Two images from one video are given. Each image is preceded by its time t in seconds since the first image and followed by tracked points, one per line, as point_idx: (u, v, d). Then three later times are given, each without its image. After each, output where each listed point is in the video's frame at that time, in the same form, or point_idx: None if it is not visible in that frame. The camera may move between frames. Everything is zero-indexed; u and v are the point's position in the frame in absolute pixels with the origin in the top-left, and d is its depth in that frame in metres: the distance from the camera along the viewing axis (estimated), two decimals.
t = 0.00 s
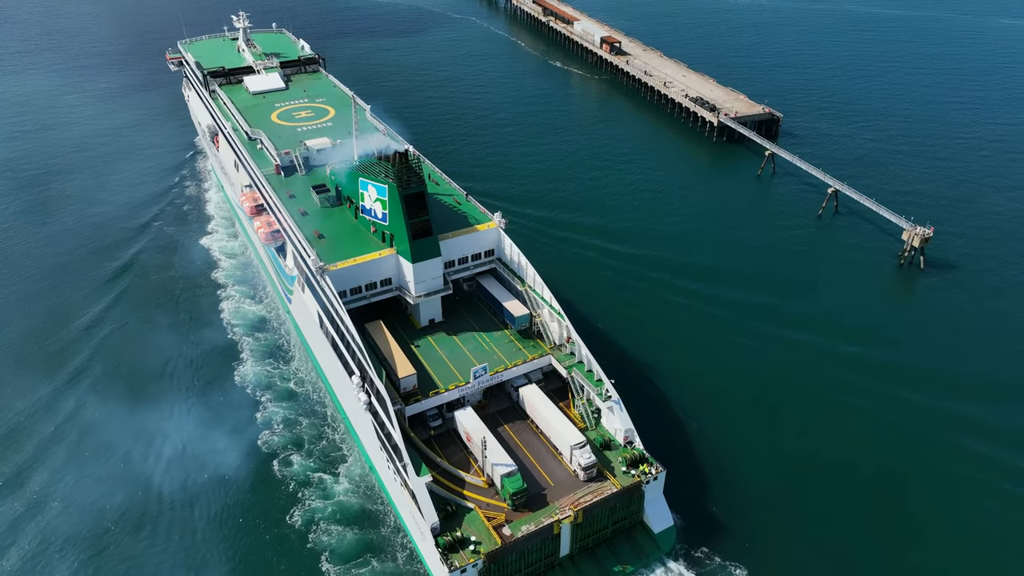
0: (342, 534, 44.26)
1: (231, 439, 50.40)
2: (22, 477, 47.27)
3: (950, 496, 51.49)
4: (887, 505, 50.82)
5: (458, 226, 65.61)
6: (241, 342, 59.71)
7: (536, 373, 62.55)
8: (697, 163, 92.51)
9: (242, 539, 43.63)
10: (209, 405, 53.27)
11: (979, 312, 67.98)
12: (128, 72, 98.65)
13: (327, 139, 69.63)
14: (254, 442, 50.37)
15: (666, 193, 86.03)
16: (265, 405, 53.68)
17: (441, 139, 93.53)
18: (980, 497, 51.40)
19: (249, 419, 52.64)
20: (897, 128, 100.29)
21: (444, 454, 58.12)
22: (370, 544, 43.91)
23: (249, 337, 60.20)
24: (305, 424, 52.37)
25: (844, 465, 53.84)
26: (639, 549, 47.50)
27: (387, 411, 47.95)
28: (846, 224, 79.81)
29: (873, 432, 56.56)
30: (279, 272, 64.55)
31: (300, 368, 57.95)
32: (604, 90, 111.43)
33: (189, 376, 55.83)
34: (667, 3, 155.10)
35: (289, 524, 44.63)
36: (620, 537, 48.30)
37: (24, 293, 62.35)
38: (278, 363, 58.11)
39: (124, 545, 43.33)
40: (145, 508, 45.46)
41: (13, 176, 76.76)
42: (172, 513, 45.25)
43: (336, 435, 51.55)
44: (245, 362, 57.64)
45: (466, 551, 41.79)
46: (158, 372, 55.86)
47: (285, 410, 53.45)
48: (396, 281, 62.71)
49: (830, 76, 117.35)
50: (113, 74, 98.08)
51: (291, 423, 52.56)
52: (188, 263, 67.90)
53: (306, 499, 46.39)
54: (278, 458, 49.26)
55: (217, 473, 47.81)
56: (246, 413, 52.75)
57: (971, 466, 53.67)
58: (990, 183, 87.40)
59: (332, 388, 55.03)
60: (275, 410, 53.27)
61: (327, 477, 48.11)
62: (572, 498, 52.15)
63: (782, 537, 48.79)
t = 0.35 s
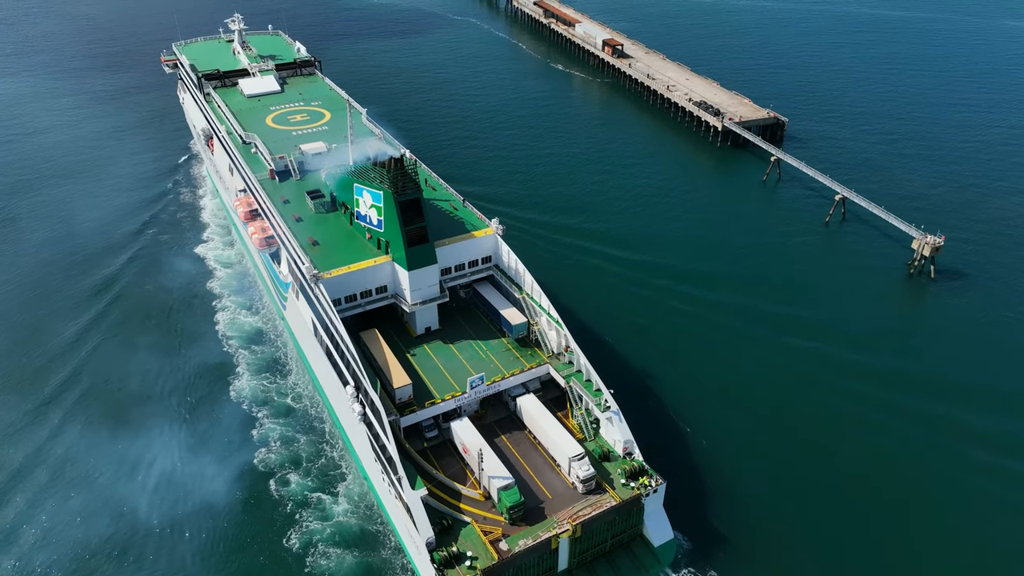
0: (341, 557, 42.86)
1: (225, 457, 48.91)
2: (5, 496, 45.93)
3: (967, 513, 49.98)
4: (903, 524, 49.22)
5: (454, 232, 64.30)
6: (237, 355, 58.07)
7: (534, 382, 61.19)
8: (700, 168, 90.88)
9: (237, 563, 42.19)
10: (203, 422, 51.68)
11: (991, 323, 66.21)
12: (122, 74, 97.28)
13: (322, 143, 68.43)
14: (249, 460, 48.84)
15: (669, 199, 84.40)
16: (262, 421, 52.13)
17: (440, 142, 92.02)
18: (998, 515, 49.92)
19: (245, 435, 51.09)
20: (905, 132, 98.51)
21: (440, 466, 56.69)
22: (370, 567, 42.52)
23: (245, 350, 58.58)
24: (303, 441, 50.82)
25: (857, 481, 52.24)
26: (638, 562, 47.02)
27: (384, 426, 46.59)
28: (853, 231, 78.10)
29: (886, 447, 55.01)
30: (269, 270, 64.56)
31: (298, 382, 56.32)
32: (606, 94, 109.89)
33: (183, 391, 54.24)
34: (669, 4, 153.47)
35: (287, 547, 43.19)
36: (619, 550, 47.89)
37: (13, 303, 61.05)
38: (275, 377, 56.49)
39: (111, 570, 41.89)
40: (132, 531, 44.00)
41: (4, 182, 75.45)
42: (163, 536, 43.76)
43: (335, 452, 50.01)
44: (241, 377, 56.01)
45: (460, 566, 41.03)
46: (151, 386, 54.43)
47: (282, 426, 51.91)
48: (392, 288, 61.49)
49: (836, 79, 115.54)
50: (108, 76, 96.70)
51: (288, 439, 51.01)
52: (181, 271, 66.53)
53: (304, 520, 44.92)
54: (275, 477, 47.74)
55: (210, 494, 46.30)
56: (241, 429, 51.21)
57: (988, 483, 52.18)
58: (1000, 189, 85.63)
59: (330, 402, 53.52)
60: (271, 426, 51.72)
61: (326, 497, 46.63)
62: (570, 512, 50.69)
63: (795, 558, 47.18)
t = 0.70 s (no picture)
0: None
1: (220, 475, 47.45)
2: None
3: (982, 529, 48.81)
4: (917, 541, 47.91)
5: (451, 239, 63.10)
6: (233, 368, 56.52)
7: (532, 391, 59.92)
8: (704, 172, 89.33)
9: None
10: (197, 438, 50.17)
11: (1003, 333, 64.66)
12: (117, 74, 96.07)
13: (318, 147, 67.34)
14: (246, 478, 47.38)
15: (673, 204, 82.89)
16: (259, 437, 50.64)
17: (440, 146, 90.64)
18: (1016, 532, 48.61)
19: (241, 452, 49.58)
20: (912, 136, 96.83)
21: (435, 477, 55.35)
22: None
23: (241, 362, 57.02)
24: (301, 457, 49.35)
25: (870, 497, 50.85)
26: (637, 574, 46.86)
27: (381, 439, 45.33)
28: (861, 239, 76.36)
29: (897, 461, 53.73)
30: (267, 283, 62.54)
31: (296, 395, 54.76)
32: (608, 97, 108.47)
33: (177, 406, 52.71)
34: (672, 5, 151.97)
35: (285, 570, 41.85)
36: (619, 561, 47.77)
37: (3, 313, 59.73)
38: (272, 391, 54.94)
39: None
40: (121, 553, 42.55)
41: None
42: (154, 559, 42.31)
43: (334, 469, 48.59)
44: (237, 391, 54.46)
45: None
46: (144, 400, 52.99)
47: (280, 441, 50.42)
48: (387, 295, 60.28)
49: (841, 81, 113.91)
50: (103, 77, 95.31)
51: (286, 456, 49.52)
52: (176, 279, 65.21)
53: (303, 541, 43.53)
54: (272, 496, 46.28)
55: (203, 514, 44.83)
56: (237, 446, 49.72)
57: (1005, 498, 50.89)
58: (1009, 194, 83.97)
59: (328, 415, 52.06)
60: (268, 442, 50.25)
61: (326, 517, 45.23)
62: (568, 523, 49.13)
63: None
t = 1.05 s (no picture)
0: None
1: (214, 497, 45.72)
2: None
3: (1006, 549, 47.08)
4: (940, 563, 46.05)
5: (448, 245, 61.82)
6: (229, 383, 54.78)
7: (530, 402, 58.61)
8: (708, 178, 87.66)
9: None
10: (191, 457, 48.45)
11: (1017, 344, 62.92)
12: (111, 76, 94.78)
13: (313, 152, 66.15)
14: (242, 500, 45.65)
15: (677, 210, 81.27)
16: (255, 455, 48.89)
17: (439, 151, 89.17)
18: None
19: (236, 471, 47.84)
20: (920, 141, 95.02)
21: (431, 489, 54.06)
22: None
23: (237, 376, 55.27)
24: (299, 476, 47.62)
25: (887, 514, 49.11)
26: None
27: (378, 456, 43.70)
28: (869, 248, 74.55)
29: (914, 475, 52.02)
30: (259, 282, 62.04)
31: (293, 411, 53.02)
32: (610, 100, 106.96)
33: (170, 422, 50.98)
34: (674, 7, 150.33)
35: None
36: None
37: None
38: (269, 407, 53.17)
39: None
40: None
41: None
42: None
43: (332, 488, 46.89)
44: (233, 406, 52.72)
45: None
46: (136, 416, 51.26)
47: (277, 459, 48.67)
48: (383, 303, 59.08)
49: (847, 85, 112.15)
50: (98, 79, 93.84)
51: (283, 475, 47.80)
52: (169, 287, 63.69)
53: (301, 566, 41.83)
54: (268, 518, 44.55)
55: (196, 539, 43.08)
56: (233, 465, 47.98)
57: None
58: (1019, 200, 82.26)
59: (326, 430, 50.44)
60: (265, 460, 48.52)
61: (325, 539, 43.55)
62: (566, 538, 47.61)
63: None
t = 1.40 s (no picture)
0: None
1: (209, 517, 44.48)
2: None
3: None
4: None
5: (444, 252, 60.70)
6: (225, 397, 53.51)
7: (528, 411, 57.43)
8: (712, 182, 86.19)
9: None
10: (186, 474, 47.25)
11: None
12: (106, 78, 93.82)
13: (309, 156, 65.01)
14: (238, 520, 44.41)
15: (680, 215, 79.85)
16: (252, 473, 47.62)
17: (437, 154, 87.86)
18: None
19: (233, 490, 46.58)
20: (928, 145, 93.28)
21: (427, 501, 52.88)
22: None
23: (233, 390, 54.02)
24: (297, 494, 46.39)
25: (903, 531, 47.70)
26: None
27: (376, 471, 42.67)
28: (876, 256, 72.88)
29: (929, 488, 50.66)
30: (254, 290, 60.99)
31: (291, 426, 51.75)
32: (612, 103, 105.64)
33: (163, 439, 49.78)
34: (677, 7, 148.92)
35: None
36: None
37: None
38: (266, 422, 51.88)
39: None
40: None
41: None
42: None
43: (331, 506, 45.68)
44: (229, 422, 51.47)
45: None
46: (127, 432, 50.08)
47: (274, 477, 47.42)
48: (379, 311, 57.98)
49: (853, 88, 110.42)
50: (93, 82, 92.74)
51: (280, 493, 46.57)
52: (163, 297, 62.58)
53: None
54: (266, 539, 43.32)
55: (191, 563, 41.88)
56: (229, 483, 46.74)
57: None
58: None
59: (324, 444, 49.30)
60: (262, 478, 47.26)
61: (324, 561, 42.38)
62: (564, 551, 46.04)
63: None
